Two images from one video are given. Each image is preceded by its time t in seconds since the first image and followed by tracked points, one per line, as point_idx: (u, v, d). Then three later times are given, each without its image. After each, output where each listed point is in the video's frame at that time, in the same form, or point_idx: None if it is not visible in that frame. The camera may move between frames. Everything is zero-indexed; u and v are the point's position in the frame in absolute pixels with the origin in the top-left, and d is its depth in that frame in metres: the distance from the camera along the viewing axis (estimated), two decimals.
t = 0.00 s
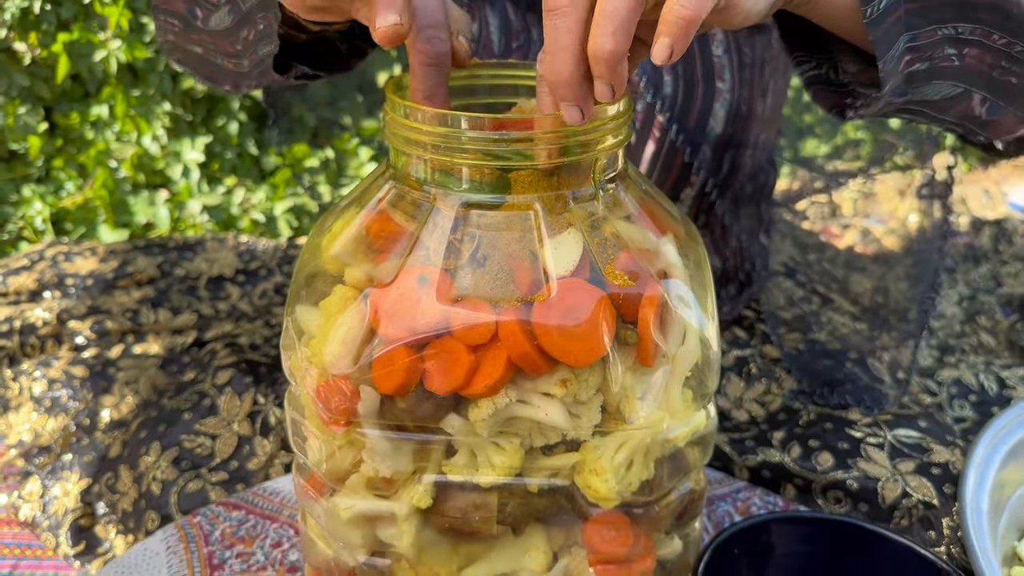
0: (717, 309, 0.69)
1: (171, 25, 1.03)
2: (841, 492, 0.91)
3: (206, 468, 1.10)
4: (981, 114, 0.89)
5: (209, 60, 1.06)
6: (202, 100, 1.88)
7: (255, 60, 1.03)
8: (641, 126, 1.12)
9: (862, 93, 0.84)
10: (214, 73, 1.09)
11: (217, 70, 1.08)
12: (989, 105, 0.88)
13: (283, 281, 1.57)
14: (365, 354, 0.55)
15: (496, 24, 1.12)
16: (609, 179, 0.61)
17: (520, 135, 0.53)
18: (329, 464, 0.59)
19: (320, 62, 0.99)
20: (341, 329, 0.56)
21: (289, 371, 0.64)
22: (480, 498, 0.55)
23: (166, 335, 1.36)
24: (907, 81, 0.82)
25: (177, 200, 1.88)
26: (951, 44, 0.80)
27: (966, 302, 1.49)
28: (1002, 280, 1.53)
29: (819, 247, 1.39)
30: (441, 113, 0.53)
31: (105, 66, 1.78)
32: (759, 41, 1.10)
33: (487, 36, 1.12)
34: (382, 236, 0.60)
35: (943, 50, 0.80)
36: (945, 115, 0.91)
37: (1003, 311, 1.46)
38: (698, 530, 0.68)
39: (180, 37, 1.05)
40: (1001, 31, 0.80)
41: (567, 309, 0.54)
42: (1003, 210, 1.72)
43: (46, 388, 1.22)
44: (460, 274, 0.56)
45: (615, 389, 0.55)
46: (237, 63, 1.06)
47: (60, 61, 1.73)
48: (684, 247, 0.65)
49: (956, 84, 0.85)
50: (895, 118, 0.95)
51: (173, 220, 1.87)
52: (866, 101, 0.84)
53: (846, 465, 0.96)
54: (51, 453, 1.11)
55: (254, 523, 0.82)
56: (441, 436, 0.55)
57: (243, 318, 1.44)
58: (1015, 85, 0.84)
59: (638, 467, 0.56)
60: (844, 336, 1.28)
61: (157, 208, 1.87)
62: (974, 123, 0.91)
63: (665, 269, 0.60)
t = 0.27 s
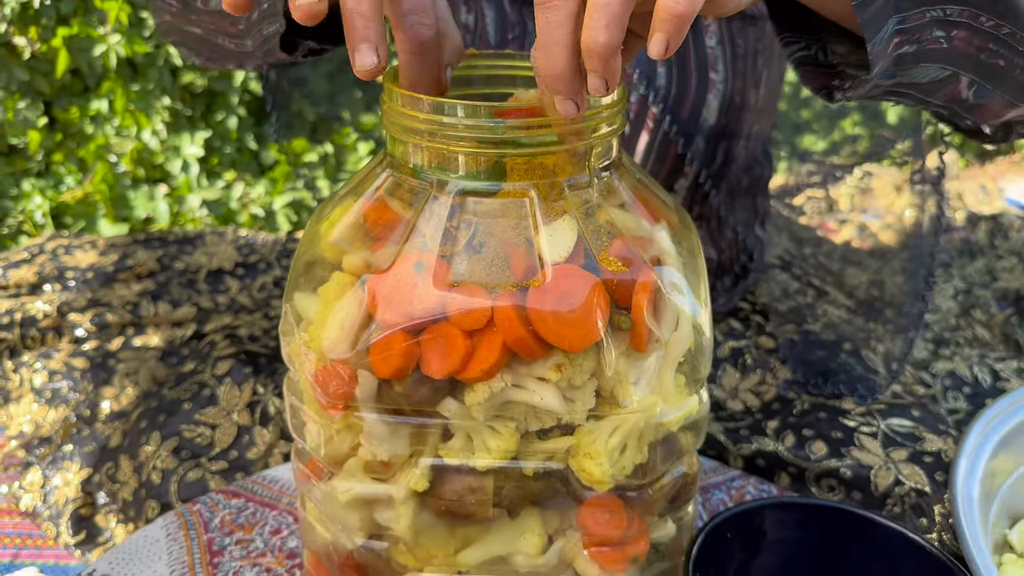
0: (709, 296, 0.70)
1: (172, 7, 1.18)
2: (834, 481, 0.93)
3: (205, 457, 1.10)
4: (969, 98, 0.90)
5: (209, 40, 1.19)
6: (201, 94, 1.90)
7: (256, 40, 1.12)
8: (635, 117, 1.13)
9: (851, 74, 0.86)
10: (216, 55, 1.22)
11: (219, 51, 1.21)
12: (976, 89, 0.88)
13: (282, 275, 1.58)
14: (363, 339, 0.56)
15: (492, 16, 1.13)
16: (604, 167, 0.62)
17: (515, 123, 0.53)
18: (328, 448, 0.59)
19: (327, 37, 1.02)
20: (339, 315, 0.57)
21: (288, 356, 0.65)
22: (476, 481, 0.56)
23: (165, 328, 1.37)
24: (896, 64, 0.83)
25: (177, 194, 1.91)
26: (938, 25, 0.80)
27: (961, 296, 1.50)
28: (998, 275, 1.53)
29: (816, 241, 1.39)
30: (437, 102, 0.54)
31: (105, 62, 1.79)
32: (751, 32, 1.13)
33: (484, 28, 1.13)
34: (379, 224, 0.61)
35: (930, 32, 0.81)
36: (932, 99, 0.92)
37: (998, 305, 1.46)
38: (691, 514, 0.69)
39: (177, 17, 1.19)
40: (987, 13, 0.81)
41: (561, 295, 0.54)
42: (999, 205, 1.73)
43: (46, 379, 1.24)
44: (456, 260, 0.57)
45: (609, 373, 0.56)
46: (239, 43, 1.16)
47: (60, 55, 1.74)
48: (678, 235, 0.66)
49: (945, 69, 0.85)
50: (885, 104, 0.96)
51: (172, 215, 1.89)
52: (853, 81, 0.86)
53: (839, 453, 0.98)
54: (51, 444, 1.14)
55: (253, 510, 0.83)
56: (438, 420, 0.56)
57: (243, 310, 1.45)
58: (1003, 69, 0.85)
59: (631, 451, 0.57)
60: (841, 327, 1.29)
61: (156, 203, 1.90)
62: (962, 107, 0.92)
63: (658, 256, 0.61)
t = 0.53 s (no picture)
0: (699, 291, 0.71)
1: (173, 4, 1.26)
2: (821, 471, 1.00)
3: (207, 449, 1.12)
4: (959, 90, 0.94)
5: (211, 34, 1.26)
6: (200, 93, 2.03)
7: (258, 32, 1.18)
8: (631, 117, 1.19)
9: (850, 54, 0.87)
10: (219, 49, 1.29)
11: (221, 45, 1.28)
12: (966, 81, 0.93)
13: (282, 271, 1.60)
14: (361, 332, 0.58)
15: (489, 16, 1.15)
16: (595, 165, 0.64)
17: (509, 123, 0.55)
18: (327, 438, 0.61)
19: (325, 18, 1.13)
20: (339, 309, 0.59)
21: (289, 349, 0.67)
22: (471, 469, 0.58)
23: (167, 323, 1.39)
24: (893, 46, 0.88)
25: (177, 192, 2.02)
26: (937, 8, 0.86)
27: (952, 292, 1.52)
28: (989, 271, 1.55)
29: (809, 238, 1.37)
30: (434, 103, 0.56)
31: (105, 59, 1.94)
32: (744, 33, 1.11)
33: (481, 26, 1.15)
34: (377, 221, 0.63)
35: (926, 18, 0.87)
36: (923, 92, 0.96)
37: (988, 301, 1.48)
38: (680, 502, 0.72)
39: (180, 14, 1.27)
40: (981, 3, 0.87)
41: (553, 289, 0.56)
42: (990, 203, 1.74)
43: (50, 373, 1.26)
44: (452, 256, 0.59)
45: (599, 365, 0.58)
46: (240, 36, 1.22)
47: (62, 54, 1.90)
48: (667, 232, 0.68)
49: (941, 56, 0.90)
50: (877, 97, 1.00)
51: (173, 212, 2.00)
52: (852, 59, 0.87)
53: (828, 445, 1.04)
54: (54, 438, 1.16)
55: (254, 501, 0.84)
56: (434, 411, 0.58)
57: (243, 306, 1.47)
58: (992, 63, 0.91)
59: (622, 441, 0.59)
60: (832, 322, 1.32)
61: (157, 200, 2.01)
62: (952, 101, 0.96)
63: (648, 252, 0.63)
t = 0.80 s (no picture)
0: (691, 285, 0.73)
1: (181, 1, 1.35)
2: (812, 463, 1.02)
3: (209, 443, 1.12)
4: (927, 91, 0.95)
5: (223, 32, 1.34)
6: (200, 90, 2.04)
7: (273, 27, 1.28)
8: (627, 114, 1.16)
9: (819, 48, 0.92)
10: (230, 45, 1.35)
11: (232, 43, 1.35)
12: (935, 82, 0.94)
13: (281, 267, 1.61)
14: (362, 325, 0.59)
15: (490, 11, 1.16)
16: (590, 162, 0.65)
17: (505, 121, 0.57)
18: (328, 429, 0.63)
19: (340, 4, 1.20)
20: (339, 303, 0.60)
21: (291, 342, 0.68)
22: (469, 459, 0.59)
23: (168, 318, 1.40)
24: (862, 41, 0.89)
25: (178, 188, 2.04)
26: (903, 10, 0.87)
27: (946, 288, 1.54)
28: (982, 267, 1.54)
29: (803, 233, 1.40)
30: (431, 101, 0.57)
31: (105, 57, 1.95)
32: (739, 30, 1.12)
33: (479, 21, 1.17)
34: (377, 217, 0.65)
35: (895, 16, 0.88)
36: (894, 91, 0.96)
37: (982, 296, 1.48)
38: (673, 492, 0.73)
39: (188, 12, 1.36)
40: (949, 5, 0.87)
41: (548, 284, 0.58)
42: (985, 198, 1.69)
43: (53, 368, 1.29)
44: (450, 251, 0.60)
45: (594, 357, 0.59)
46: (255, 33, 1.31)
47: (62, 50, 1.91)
48: (660, 227, 0.70)
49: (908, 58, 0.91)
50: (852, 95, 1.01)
51: (173, 209, 2.02)
52: (823, 55, 0.91)
53: (819, 438, 1.06)
54: (57, 431, 1.19)
55: (256, 492, 0.85)
56: (433, 402, 0.60)
57: (243, 301, 1.48)
58: (959, 66, 0.91)
59: (616, 431, 0.60)
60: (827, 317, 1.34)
61: (157, 197, 2.03)
62: (922, 103, 0.97)
63: (641, 246, 0.64)
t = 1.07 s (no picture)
0: (685, 282, 0.74)
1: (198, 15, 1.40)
2: (807, 458, 1.03)
3: (207, 438, 1.14)
4: (831, 133, 1.12)
5: (242, 36, 1.37)
6: (198, 86, 2.08)
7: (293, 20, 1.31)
8: (626, 105, 1.16)
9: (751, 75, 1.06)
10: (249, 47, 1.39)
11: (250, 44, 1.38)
12: (837, 128, 1.11)
13: (279, 263, 1.63)
14: (360, 320, 0.60)
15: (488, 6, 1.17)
16: (586, 159, 0.66)
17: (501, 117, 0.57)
18: (326, 423, 0.63)
19: None
20: (337, 297, 0.60)
21: (288, 337, 0.69)
22: (465, 453, 0.60)
23: (166, 314, 1.41)
24: (783, 89, 0.98)
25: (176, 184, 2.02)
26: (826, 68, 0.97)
27: (941, 284, 1.52)
28: (977, 263, 1.55)
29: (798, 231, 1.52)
30: (428, 98, 0.58)
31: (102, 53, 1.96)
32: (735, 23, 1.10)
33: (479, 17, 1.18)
34: (374, 213, 0.65)
35: (816, 71, 0.97)
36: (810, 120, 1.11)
37: (976, 292, 1.47)
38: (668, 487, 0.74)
39: (206, 24, 1.40)
40: (864, 71, 0.98)
41: (545, 279, 0.58)
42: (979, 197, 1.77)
43: (51, 364, 1.28)
44: (447, 247, 0.61)
45: (590, 352, 0.60)
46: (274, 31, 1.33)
47: (59, 46, 1.91)
48: (655, 223, 0.70)
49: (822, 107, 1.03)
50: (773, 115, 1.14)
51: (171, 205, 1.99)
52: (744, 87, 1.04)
53: (813, 431, 1.07)
54: (56, 428, 1.19)
55: (254, 487, 0.86)
56: (430, 396, 0.60)
57: (242, 297, 1.50)
58: (863, 119, 1.05)
59: (611, 425, 0.61)
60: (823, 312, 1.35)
61: (155, 193, 2.00)
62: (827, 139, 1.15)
63: (637, 242, 0.65)
